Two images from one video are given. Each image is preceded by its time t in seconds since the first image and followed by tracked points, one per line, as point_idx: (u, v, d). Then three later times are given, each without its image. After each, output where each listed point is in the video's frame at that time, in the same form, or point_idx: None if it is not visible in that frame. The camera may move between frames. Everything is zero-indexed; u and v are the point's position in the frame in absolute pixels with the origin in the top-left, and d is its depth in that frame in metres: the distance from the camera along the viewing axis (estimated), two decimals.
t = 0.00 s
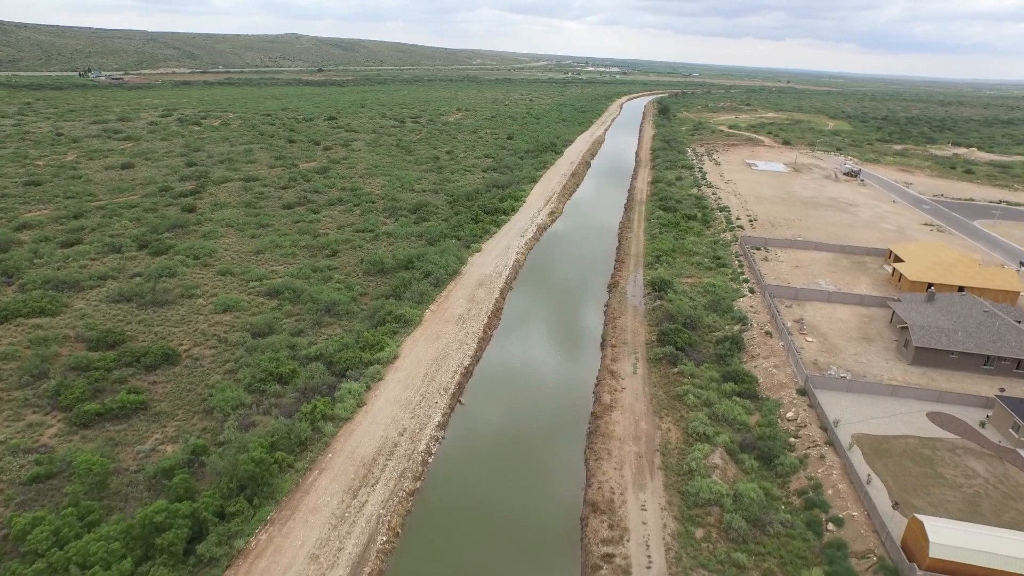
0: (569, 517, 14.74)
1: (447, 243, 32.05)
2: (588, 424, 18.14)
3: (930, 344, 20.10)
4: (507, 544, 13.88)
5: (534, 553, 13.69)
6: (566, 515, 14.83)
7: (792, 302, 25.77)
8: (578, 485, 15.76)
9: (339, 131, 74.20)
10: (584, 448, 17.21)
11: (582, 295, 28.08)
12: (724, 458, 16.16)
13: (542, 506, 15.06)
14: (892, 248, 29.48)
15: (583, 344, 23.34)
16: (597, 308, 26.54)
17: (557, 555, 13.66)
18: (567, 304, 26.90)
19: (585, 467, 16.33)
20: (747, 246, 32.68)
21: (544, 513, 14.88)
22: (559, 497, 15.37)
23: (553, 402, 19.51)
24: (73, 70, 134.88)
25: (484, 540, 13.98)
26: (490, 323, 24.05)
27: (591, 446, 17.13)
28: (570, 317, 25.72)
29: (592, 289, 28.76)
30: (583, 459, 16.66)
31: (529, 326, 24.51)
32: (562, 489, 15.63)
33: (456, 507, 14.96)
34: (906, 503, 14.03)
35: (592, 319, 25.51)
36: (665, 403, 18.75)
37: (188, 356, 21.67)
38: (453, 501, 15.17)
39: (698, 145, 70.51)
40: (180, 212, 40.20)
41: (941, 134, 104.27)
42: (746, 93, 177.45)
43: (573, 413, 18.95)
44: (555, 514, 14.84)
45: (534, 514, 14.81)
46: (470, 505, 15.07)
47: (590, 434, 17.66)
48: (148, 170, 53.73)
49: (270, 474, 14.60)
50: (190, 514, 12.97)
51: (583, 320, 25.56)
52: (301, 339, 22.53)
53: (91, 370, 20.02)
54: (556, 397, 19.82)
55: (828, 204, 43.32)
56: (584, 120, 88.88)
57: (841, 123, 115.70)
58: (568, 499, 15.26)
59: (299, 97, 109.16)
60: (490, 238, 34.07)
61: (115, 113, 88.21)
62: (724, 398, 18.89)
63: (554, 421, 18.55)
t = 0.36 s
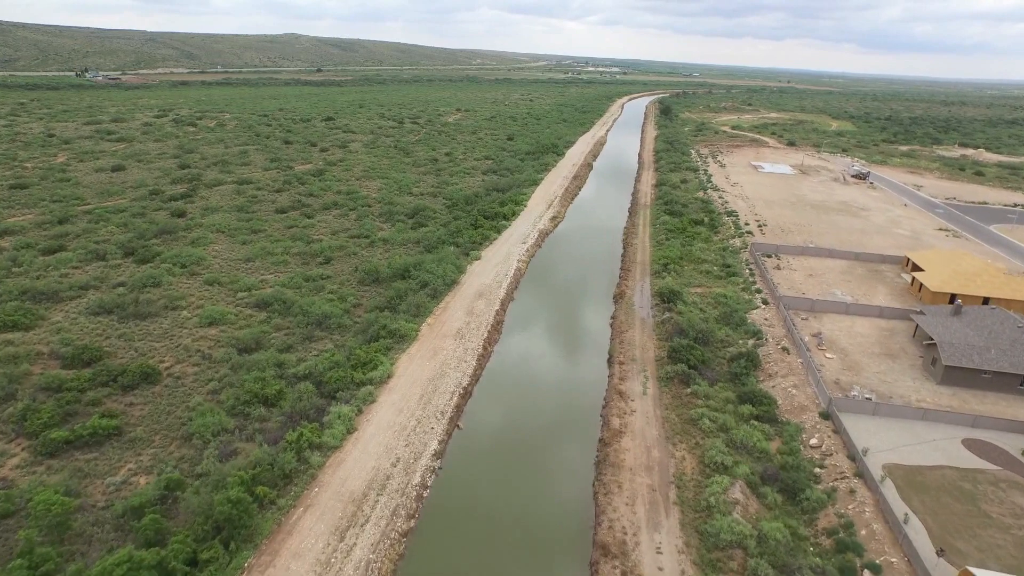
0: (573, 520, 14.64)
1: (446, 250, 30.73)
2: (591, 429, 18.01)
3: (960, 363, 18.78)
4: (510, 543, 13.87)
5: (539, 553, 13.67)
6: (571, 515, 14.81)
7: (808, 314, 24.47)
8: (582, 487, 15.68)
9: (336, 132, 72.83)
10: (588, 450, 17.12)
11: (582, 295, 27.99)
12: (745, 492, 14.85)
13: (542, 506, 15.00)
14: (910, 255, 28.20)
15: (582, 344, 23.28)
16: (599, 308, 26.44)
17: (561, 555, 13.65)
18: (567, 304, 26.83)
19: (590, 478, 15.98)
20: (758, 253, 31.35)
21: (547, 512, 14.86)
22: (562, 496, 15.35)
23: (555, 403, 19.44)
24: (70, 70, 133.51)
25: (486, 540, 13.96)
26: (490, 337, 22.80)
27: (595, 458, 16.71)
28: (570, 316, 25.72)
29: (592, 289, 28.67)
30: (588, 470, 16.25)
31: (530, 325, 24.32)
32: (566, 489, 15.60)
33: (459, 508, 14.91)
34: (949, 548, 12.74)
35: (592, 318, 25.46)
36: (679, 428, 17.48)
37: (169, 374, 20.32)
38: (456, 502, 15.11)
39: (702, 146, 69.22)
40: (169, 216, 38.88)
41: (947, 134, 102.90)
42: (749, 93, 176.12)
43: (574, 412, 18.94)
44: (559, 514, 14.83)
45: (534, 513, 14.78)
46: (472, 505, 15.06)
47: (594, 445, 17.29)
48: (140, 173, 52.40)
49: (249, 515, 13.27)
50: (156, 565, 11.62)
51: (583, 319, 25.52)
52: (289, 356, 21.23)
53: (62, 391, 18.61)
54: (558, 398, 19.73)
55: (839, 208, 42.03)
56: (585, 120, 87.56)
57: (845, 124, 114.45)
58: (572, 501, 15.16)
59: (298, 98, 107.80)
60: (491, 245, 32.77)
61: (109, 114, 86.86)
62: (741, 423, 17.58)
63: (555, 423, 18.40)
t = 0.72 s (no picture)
0: (573, 519, 14.56)
1: (444, 258, 29.39)
2: (591, 429, 17.96)
3: (994, 385, 17.47)
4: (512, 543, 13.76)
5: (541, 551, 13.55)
6: (572, 515, 14.71)
7: (825, 328, 23.15)
8: (583, 487, 15.57)
9: (333, 134, 71.48)
10: (588, 451, 17.02)
11: (582, 296, 27.72)
12: (770, 533, 13.51)
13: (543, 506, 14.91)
14: (929, 263, 26.92)
15: (582, 342, 23.29)
16: (600, 312, 25.98)
17: (564, 554, 13.53)
18: (566, 303, 26.71)
19: (590, 479, 15.87)
20: (769, 260, 30.07)
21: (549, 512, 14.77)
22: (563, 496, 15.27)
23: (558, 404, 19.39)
24: (68, 70, 132.27)
25: (484, 540, 13.88)
26: (490, 354, 21.46)
27: (596, 460, 16.62)
28: (570, 315, 25.67)
29: (592, 288, 28.51)
30: (588, 471, 16.16)
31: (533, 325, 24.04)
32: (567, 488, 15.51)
33: (459, 508, 14.79)
34: None
35: (593, 319, 25.31)
36: (694, 458, 16.18)
37: (147, 394, 18.95)
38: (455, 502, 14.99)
39: (706, 148, 67.93)
40: (158, 222, 37.52)
41: (953, 135, 101.58)
42: (751, 93, 174.84)
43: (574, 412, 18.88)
44: (560, 513, 14.72)
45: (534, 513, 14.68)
46: (473, 505, 14.93)
47: (594, 445, 17.20)
48: (131, 176, 51.04)
49: (222, 563, 11.94)
50: None
51: (584, 320, 25.37)
52: (276, 376, 19.88)
53: (29, 415, 17.18)
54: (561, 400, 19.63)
55: (850, 212, 40.72)
56: (587, 121, 86.24)
57: (849, 124, 113.34)
58: (573, 500, 15.11)
59: (296, 98, 106.39)
60: (490, 252, 31.36)
61: (104, 115, 85.47)
62: (762, 452, 16.26)
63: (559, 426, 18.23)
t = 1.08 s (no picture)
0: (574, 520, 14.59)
1: (442, 267, 28.08)
2: (595, 433, 17.89)
3: None
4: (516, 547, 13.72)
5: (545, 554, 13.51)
6: (575, 516, 14.72)
7: (846, 344, 21.81)
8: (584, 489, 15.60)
9: (331, 135, 70.18)
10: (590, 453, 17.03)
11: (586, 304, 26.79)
12: None
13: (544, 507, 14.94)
14: (951, 273, 25.60)
15: (586, 344, 23.23)
16: (606, 325, 24.75)
17: (569, 555, 13.53)
18: (571, 309, 26.11)
19: (593, 481, 15.86)
20: (781, 269, 28.75)
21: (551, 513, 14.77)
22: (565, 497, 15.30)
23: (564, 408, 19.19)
24: (65, 70, 130.96)
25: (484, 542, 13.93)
26: (490, 373, 20.15)
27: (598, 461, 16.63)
28: (570, 315, 25.67)
29: (594, 292, 28.15)
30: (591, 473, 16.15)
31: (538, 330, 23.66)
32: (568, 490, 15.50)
33: (461, 510, 14.79)
34: None
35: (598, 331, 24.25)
36: (713, 492, 14.84)
37: (121, 417, 17.53)
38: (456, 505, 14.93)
39: (710, 149, 66.62)
40: (146, 227, 36.18)
41: (960, 136, 100.23)
42: (753, 93, 173.36)
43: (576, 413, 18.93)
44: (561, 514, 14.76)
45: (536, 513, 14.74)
46: (474, 506, 14.95)
47: (598, 449, 17.15)
48: (121, 179, 49.67)
49: None
50: None
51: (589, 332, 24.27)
52: (260, 398, 18.51)
53: None
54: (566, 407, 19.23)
55: (861, 217, 39.40)
56: (589, 121, 84.92)
57: (853, 125, 112.04)
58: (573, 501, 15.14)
59: (294, 99, 105.01)
60: (491, 261, 30.00)
61: (99, 115, 84.13)
62: (787, 486, 14.89)
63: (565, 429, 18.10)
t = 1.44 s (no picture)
0: (576, 521, 14.53)
1: (439, 277, 26.74)
2: (599, 436, 17.73)
3: None
4: (515, 547, 13.68)
5: (545, 553, 13.45)
6: (575, 516, 14.69)
7: (869, 362, 20.44)
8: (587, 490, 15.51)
9: (327, 136, 68.88)
10: (594, 455, 16.91)
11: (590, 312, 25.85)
12: None
13: (546, 508, 14.86)
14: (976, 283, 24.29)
15: (591, 349, 22.92)
16: (613, 340, 23.44)
17: (569, 555, 13.46)
18: (575, 315, 25.52)
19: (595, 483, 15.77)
20: (795, 278, 27.40)
21: (551, 513, 14.71)
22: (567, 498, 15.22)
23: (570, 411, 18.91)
24: (62, 70, 129.84)
25: (486, 542, 13.87)
26: (490, 396, 18.84)
27: (601, 464, 16.51)
28: (575, 318, 25.28)
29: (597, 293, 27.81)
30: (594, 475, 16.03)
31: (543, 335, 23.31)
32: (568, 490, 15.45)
33: (464, 512, 14.67)
34: None
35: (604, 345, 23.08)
36: (735, 536, 13.45)
37: (89, 447, 15.99)
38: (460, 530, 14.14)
39: (714, 151, 65.29)
40: (132, 234, 34.83)
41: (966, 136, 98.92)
42: (755, 93, 172.10)
43: (578, 413, 18.79)
44: (562, 514, 14.71)
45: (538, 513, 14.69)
46: (477, 506, 14.89)
47: (601, 452, 17.02)
48: (111, 182, 48.33)
49: None
50: None
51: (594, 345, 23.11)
52: (241, 424, 17.10)
53: None
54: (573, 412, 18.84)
55: (875, 222, 38.03)
56: (590, 122, 83.59)
57: (858, 126, 110.73)
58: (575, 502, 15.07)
59: (292, 99, 103.67)
60: (491, 270, 28.64)
61: (93, 116, 82.84)
62: (817, 529, 13.46)
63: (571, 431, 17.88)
